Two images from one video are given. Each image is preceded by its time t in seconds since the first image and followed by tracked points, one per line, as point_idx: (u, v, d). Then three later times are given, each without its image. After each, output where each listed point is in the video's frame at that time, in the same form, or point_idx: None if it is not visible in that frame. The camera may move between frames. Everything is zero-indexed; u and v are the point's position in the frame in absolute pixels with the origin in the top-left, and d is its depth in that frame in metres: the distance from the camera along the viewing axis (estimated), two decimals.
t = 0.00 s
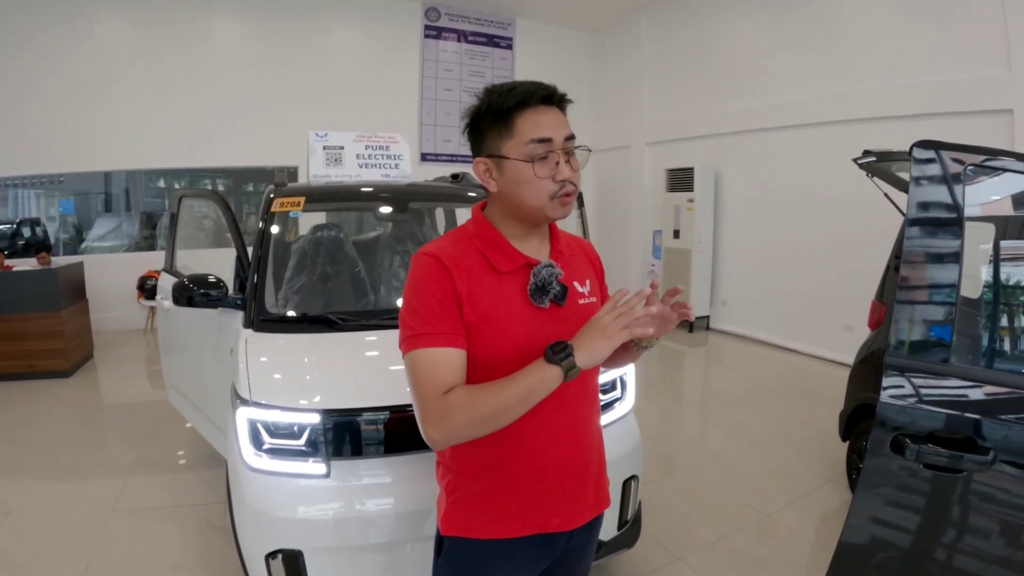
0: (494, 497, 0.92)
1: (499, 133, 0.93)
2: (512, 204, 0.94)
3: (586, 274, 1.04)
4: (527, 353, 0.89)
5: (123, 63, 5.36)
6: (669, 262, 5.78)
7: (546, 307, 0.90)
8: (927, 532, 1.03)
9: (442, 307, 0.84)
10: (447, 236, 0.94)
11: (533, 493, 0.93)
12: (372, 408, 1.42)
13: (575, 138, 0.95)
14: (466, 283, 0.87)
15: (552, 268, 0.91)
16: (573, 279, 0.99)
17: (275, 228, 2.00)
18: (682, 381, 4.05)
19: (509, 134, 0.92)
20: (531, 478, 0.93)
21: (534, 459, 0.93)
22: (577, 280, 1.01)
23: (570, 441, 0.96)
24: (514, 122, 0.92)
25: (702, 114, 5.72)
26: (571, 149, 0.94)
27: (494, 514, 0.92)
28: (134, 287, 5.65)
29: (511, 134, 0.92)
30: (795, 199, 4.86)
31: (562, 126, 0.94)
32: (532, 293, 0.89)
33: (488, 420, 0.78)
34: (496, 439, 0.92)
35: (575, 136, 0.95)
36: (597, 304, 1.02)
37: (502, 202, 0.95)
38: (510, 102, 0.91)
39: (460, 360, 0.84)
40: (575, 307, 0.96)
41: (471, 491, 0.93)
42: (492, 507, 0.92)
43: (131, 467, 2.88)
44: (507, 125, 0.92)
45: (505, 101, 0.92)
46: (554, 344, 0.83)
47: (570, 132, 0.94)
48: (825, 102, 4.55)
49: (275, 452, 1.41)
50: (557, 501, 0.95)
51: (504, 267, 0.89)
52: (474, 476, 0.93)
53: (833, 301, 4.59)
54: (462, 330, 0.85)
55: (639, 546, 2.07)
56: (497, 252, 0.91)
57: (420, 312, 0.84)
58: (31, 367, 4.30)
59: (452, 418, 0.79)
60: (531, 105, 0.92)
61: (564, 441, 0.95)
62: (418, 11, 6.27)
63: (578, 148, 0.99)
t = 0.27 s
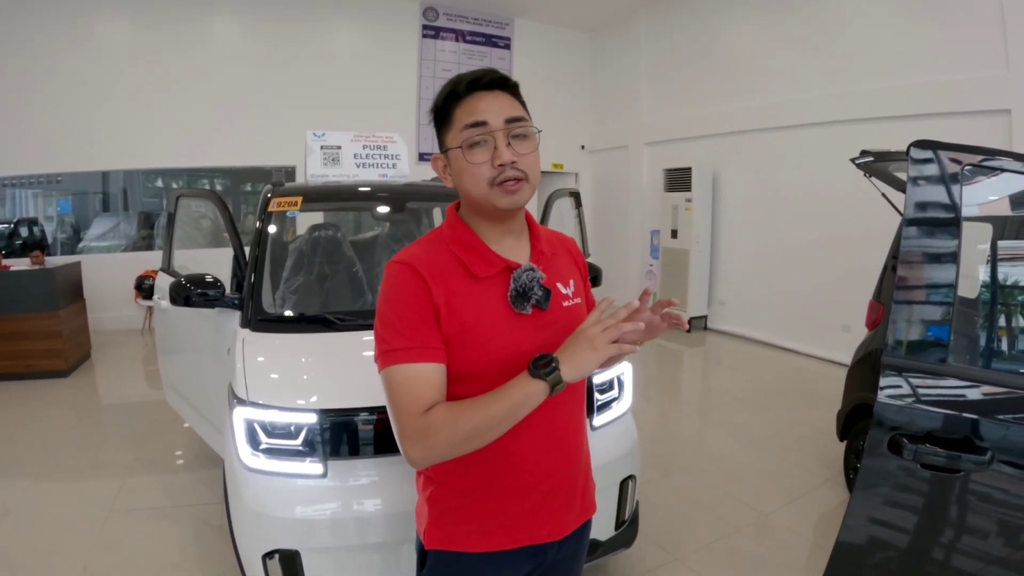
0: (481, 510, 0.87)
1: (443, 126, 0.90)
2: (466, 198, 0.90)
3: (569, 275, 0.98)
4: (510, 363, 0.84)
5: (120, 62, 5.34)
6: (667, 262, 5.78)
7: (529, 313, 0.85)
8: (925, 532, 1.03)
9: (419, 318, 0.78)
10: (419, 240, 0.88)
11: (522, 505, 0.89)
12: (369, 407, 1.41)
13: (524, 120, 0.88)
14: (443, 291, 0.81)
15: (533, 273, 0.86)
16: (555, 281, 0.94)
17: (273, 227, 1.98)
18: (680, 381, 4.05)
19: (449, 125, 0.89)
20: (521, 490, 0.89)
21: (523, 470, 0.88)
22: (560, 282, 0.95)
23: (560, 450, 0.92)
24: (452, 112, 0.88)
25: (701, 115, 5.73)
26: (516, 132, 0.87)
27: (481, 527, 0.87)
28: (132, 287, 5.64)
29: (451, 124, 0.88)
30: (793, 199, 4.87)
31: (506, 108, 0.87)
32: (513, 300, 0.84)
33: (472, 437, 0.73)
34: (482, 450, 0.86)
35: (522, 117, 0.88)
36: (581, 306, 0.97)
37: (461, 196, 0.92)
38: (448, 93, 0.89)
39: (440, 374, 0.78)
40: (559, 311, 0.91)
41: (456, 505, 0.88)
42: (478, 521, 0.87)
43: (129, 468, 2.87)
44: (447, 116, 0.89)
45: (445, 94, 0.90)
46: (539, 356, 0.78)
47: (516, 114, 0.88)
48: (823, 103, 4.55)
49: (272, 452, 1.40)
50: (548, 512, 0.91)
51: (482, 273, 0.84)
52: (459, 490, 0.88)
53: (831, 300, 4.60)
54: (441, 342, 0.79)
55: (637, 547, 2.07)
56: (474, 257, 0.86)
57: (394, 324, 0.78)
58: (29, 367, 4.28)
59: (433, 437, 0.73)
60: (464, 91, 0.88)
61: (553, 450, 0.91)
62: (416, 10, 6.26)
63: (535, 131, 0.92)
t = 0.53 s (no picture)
0: (469, 519, 0.86)
1: (420, 122, 0.87)
2: (446, 197, 0.87)
3: (557, 274, 0.96)
4: (495, 368, 0.81)
5: (117, 60, 5.32)
6: (664, 261, 5.78)
7: (513, 315, 0.82)
8: (922, 531, 1.03)
9: (398, 322, 0.75)
10: (399, 241, 0.84)
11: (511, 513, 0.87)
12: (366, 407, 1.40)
13: (504, 115, 0.85)
14: (424, 293, 0.78)
15: (517, 274, 0.83)
16: (542, 281, 0.91)
17: (270, 227, 1.98)
18: (677, 381, 4.05)
19: (427, 121, 0.85)
20: (509, 497, 0.87)
21: (512, 478, 0.86)
22: (548, 282, 0.92)
23: (550, 457, 0.90)
24: (430, 107, 0.85)
25: (698, 114, 5.73)
26: (496, 127, 0.84)
27: (471, 537, 0.86)
28: (129, 286, 5.62)
29: (429, 120, 0.85)
30: (790, 199, 4.87)
31: (487, 102, 0.84)
32: (497, 301, 0.81)
33: (455, 446, 0.70)
34: (470, 458, 0.84)
35: (502, 112, 0.85)
36: (570, 307, 0.94)
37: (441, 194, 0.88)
38: (425, 88, 0.85)
39: (422, 380, 0.75)
40: (547, 313, 0.88)
41: (444, 516, 0.86)
42: (467, 531, 0.86)
43: (126, 468, 2.85)
44: (425, 111, 0.85)
45: (422, 89, 0.86)
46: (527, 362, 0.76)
47: (496, 109, 0.85)
48: (820, 103, 4.56)
49: (269, 451, 1.39)
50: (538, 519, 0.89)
51: (464, 274, 0.81)
52: (447, 500, 0.86)
53: (828, 300, 4.61)
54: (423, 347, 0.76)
55: (633, 546, 2.07)
56: (456, 258, 0.82)
57: (373, 329, 0.74)
58: (26, 366, 4.26)
59: (415, 446, 0.70)
60: (442, 84, 0.84)
61: (543, 456, 0.89)
62: (413, 9, 6.25)
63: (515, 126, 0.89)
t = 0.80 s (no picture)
0: (460, 529, 0.85)
1: (412, 118, 0.85)
2: (435, 198, 0.85)
3: (542, 276, 0.95)
4: (479, 372, 0.80)
5: (113, 61, 5.30)
6: (660, 261, 5.79)
7: (497, 318, 0.82)
8: (919, 530, 1.04)
9: (379, 328, 0.74)
10: (379, 245, 0.84)
11: (502, 520, 0.86)
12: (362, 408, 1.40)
13: (501, 119, 0.85)
14: (405, 298, 0.77)
15: (500, 275, 0.83)
16: (526, 284, 0.91)
17: (265, 228, 1.98)
18: (674, 381, 4.06)
19: (422, 119, 0.84)
20: (500, 505, 0.86)
21: (502, 485, 0.86)
22: (531, 284, 0.92)
23: (539, 462, 0.89)
24: (426, 105, 0.83)
25: (694, 114, 5.74)
26: (494, 131, 0.84)
27: (461, 546, 0.85)
28: (125, 288, 5.59)
29: (424, 118, 0.83)
30: (786, 199, 4.89)
31: (484, 105, 0.84)
32: (479, 305, 0.80)
33: (440, 453, 0.69)
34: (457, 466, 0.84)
35: (500, 116, 0.85)
36: (555, 308, 0.94)
37: (427, 195, 0.87)
38: (421, 83, 0.83)
39: (405, 387, 0.74)
40: (530, 315, 0.88)
41: (434, 526, 0.85)
42: (458, 540, 0.85)
43: (122, 469, 2.84)
44: (420, 109, 0.84)
45: (417, 83, 0.84)
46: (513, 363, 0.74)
47: (495, 112, 0.84)
48: (815, 103, 4.58)
49: (265, 453, 1.39)
50: (531, 525, 0.89)
51: (446, 278, 0.80)
52: (437, 510, 0.85)
53: (823, 300, 4.62)
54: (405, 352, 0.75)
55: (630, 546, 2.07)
56: (437, 262, 0.82)
57: (354, 336, 0.74)
58: (23, 368, 4.24)
59: (400, 453, 0.69)
60: (442, 83, 0.82)
61: (531, 461, 0.89)
62: (409, 10, 6.25)
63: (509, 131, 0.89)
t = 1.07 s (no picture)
0: (450, 536, 0.84)
1: (400, 118, 0.83)
2: (420, 201, 0.84)
3: (521, 278, 0.96)
4: (462, 376, 0.80)
5: (107, 61, 5.27)
6: (656, 262, 5.80)
7: (480, 320, 0.82)
8: (914, 530, 1.04)
9: (364, 334, 0.73)
10: (357, 251, 0.82)
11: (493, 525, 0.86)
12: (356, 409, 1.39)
13: (490, 123, 0.85)
14: (388, 303, 0.76)
15: (482, 277, 0.82)
16: (507, 285, 0.91)
17: (260, 229, 1.96)
18: (669, 381, 4.06)
19: (411, 119, 0.82)
20: (490, 509, 0.86)
21: (491, 490, 0.86)
22: (512, 285, 0.92)
23: (526, 464, 0.89)
24: (416, 106, 0.82)
25: (690, 115, 5.75)
26: (485, 135, 0.84)
27: (452, 554, 0.84)
28: (121, 289, 5.56)
29: (414, 118, 0.82)
30: (782, 200, 4.90)
31: (474, 108, 0.84)
32: (462, 308, 0.80)
33: (433, 459, 0.68)
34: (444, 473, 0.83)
35: (490, 120, 0.85)
36: (536, 309, 0.94)
37: (410, 198, 0.86)
38: (412, 82, 0.82)
39: (394, 394, 0.72)
40: (512, 318, 0.88)
41: (424, 535, 0.84)
42: (450, 548, 0.84)
43: (117, 471, 2.82)
44: (409, 110, 0.82)
45: (407, 82, 0.82)
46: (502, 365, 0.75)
47: (485, 116, 0.84)
48: (810, 104, 4.60)
49: (259, 455, 1.38)
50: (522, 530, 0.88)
51: (428, 282, 0.80)
52: (426, 518, 0.84)
53: (818, 300, 4.64)
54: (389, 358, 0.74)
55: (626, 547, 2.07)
56: (418, 265, 0.81)
57: (338, 344, 0.72)
58: (19, 369, 4.21)
59: (392, 462, 0.68)
60: (433, 84, 0.82)
61: (517, 463, 0.88)
62: (405, 10, 6.25)
63: (495, 134, 0.89)
